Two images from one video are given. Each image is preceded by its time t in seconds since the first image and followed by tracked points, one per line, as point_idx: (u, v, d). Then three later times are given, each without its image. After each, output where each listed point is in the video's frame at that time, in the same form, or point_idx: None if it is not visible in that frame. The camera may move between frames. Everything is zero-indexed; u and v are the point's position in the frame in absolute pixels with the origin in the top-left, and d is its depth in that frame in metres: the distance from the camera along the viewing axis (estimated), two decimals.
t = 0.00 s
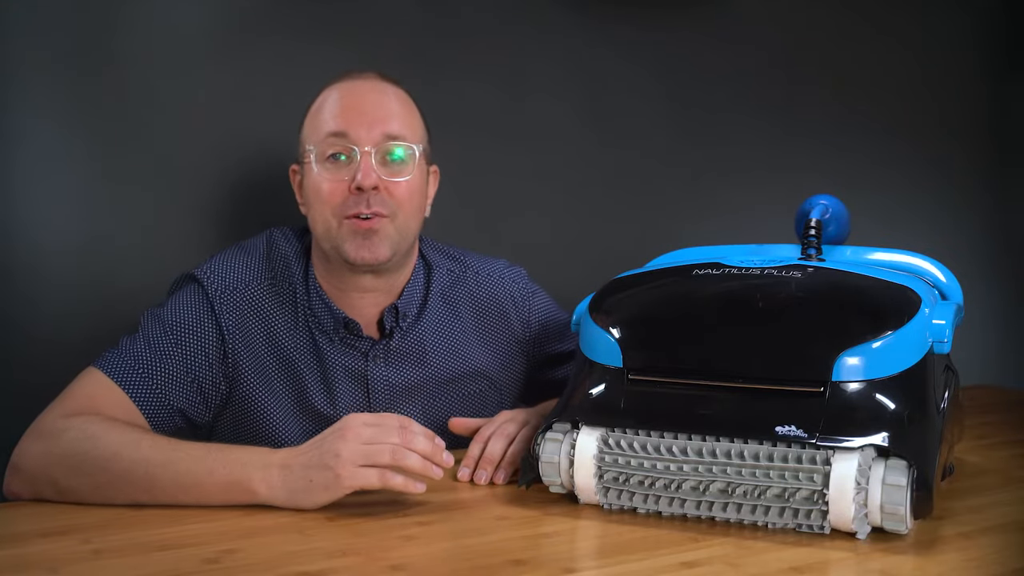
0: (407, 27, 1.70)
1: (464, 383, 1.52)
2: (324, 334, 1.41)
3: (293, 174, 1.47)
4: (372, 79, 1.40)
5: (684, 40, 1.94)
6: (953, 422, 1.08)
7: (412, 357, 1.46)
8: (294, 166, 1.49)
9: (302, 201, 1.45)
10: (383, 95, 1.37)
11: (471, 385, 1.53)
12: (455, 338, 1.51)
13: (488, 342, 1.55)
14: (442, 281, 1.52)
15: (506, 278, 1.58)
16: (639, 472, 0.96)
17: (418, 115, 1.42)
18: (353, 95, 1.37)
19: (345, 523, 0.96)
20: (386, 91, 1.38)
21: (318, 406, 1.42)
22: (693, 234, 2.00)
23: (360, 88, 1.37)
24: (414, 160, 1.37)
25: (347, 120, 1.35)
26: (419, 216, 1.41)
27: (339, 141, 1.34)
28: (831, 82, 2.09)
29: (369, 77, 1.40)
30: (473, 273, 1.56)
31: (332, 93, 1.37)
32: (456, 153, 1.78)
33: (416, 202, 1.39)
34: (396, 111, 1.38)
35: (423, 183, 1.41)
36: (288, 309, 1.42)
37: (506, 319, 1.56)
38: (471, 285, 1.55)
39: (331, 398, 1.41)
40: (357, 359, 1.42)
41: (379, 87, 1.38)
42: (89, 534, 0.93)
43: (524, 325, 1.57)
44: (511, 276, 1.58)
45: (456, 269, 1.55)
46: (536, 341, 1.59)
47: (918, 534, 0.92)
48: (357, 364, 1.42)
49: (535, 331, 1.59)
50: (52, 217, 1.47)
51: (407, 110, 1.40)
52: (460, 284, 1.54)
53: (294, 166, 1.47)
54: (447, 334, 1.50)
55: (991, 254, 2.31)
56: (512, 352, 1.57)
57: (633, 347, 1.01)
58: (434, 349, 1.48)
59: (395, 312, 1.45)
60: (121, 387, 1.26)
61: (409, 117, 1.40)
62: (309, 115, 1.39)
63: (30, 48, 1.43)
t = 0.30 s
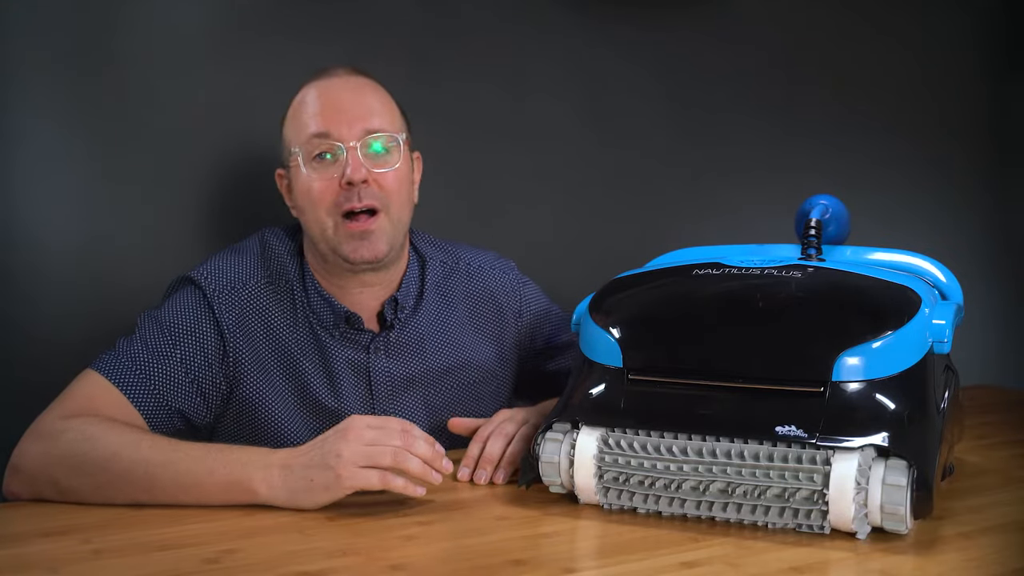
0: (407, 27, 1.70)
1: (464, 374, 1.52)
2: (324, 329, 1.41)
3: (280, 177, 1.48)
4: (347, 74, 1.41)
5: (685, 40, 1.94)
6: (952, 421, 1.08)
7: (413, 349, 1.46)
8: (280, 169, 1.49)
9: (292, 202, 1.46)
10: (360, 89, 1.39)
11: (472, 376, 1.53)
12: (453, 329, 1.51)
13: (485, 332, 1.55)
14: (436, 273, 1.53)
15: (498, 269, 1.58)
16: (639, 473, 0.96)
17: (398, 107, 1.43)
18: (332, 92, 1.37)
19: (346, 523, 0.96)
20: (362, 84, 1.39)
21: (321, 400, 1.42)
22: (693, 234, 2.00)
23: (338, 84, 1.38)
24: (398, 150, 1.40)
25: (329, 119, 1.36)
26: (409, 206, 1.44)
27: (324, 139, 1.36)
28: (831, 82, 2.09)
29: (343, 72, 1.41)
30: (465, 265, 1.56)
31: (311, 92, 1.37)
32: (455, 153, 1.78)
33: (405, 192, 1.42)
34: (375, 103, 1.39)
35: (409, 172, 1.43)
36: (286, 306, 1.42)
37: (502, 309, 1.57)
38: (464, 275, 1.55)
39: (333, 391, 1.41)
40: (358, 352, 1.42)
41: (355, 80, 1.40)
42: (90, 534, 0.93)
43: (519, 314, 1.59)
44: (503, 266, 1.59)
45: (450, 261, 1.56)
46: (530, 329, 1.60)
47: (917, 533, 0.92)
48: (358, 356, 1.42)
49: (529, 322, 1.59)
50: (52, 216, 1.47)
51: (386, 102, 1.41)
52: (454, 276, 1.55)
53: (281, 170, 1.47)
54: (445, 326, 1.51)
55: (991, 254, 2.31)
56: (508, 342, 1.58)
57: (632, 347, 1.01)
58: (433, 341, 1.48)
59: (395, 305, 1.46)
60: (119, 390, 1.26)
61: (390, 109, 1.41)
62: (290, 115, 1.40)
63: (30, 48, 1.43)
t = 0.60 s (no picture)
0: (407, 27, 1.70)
1: (464, 364, 1.54)
2: (328, 319, 1.42)
3: (277, 175, 1.48)
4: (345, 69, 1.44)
5: (685, 39, 1.94)
6: (953, 421, 1.08)
7: (414, 337, 1.47)
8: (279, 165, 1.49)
9: (296, 198, 1.46)
10: (361, 81, 1.41)
11: (471, 366, 1.55)
12: (452, 319, 1.53)
13: (482, 323, 1.57)
14: (433, 265, 1.53)
15: (490, 261, 1.60)
16: (640, 473, 0.96)
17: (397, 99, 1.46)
18: (334, 83, 1.40)
19: (346, 523, 0.96)
20: (363, 77, 1.42)
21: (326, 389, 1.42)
22: (693, 234, 2.00)
23: (340, 77, 1.41)
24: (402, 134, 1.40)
25: (333, 108, 1.38)
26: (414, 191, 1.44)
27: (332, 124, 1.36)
28: (831, 81, 2.09)
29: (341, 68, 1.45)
30: (459, 256, 1.57)
31: (313, 85, 1.40)
32: (456, 153, 1.78)
33: (409, 176, 1.42)
34: (375, 94, 1.41)
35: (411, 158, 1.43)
36: (286, 300, 1.43)
37: (499, 300, 1.59)
38: (461, 267, 1.56)
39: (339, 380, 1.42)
40: (362, 340, 1.43)
41: (355, 74, 1.42)
42: (90, 533, 0.93)
43: (514, 307, 1.60)
44: (494, 258, 1.61)
45: (450, 251, 1.57)
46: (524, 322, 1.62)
47: (917, 533, 0.92)
48: (362, 344, 1.44)
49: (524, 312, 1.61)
50: (52, 216, 1.47)
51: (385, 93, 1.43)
52: (451, 267, 1.56)
53: (279, 166, 1.46)
54: (444, 316, 1.52)
55: (991, 254, 2.31)
56: (504, 333, 1.60)
57: (633, 347, 1.01)
58: (434, 330, 1.50)
59: (398, 292, 1.47)
60: (120, 391, 1.25)
61: (387, 99, 1.43)
62: (292, 110, 1.43)
63: (30, 47, 1.43)
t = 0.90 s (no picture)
0: (407, 27, 1.70)
1: (465, 363, 1.53)
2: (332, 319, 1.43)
3: (282, 174, 1.47)
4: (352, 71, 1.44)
5: (685, 40, 1.94)
6: (953, 421, 1.08)
7: (417, 337, 1.47)
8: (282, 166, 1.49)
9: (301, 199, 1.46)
10: (370, 83, 1.42)
11: (472, 366, 1.54)
12: (453, 319, 1.53)
13: (482, 323, 1.57)
14: (432, 264, 1.53)
15: (488, 260, 1.61)
16: (640, 473, 0.96)
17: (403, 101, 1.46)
18: (342, 83, 1.40)
19: (346, 523, 0.96)
20: (371, 79, 1.42)
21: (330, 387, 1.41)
22: (693, 234, 2.00)
23: (347, 77, 1.41)
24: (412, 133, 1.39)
25: (342, 108, 1.38)
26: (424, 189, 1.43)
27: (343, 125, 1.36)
28: (831, 81, 2.09)
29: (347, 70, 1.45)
30: (459, 256, 1.58)
31: (321, 86, 1.40)
32: (456, 153, 1.78)
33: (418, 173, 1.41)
34: (383, 95, 1.41)
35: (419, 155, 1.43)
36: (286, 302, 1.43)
37: (498, 299, 1.59)
38: (460, 266, 1.57)
39: (343, 379, 1.41)
40: (366, 340, 1.42)
41: (363, 75, 1.42)
42: (90, 533, 0.93)
43: (514, 305, 1.61)
44: (492, 256, 1.62)
45: (447, 250, 1.58)
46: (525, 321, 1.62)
47: (917, 533, 0.92)
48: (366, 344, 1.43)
49: (524, 311, 1.61)
50: (52, 216, 1.48)
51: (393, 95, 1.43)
52: (450, 266, 1.56)
53: (283, 167, 1.46)
54: (444, 315, 1.52)
55: (991, 254, 2.31)
56: (503, 332, 1.60)
57: (633, 347, 1.01)
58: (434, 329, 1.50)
59: (401, 292, 1.48)
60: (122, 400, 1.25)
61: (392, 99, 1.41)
62: (299, 110, 1.42)
63: (30, 47, 1.43)
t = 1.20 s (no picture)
0: (407, 27, 1.70)
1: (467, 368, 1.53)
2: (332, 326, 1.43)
3: (279, 183, 1.45)
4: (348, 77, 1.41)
5: (684, 40, 1.94)
6: (953, 420, 1.08)
7: (418, 342, 1.47)
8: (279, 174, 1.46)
9: (300, 209, 1.44)
10: (368, 91, 1.38)
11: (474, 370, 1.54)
12: (454, 322, 1.53)
13: (484, 325, 1.56)
14: (433, 268, 1.53)
15: (491, 262, 1.60)
16: (640, 473, 0.96)
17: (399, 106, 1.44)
18: (341, 95, 1.37)
19: (346, 522, 0.96)
20: (368, 86, 1.39)
21: (330, 393, 1.42)
22: (693, 234, 2.00)
23: (345, 88, 1.37)
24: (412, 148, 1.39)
25: (343, 124, 1.36)
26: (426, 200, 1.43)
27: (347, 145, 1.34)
28: (831, 81, 2.09)
29: (342, 75, 1.41)
30: (460, 258, 1.57)
31: (319, 99, 1.37)
32: (456, 154, 1.78)
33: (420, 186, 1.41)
34: (381, 105, 1.39)
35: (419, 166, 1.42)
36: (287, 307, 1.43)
37: (498, 301, 1.59)
38: (461, 269, 1.56)
39: (344, 386, 1.42)
40: (367, 347, 1.43)
41: (360, 83, 1.39)
42: (90, 534, 0.93)
43: (515, 307, 1.60)
44: (495, 257, 1.62)
45: (448, 253, 1.57)
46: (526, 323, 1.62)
47: (917, 533, 0.92)
48: (367, 351, 1.43)
49: (526, 313, 1.61)
50: (52, 216, 1.48)
51: (390, 102, 1.41)
52: (452, 269, 1.56)
53: (281, 176, 1.44)
54: (446, 320, 1.52)
55: (991, 254, 2.32)
56: (505, 334, 1.60)
57: (632, 347, 1.01)
58: (436, 335, 1.50)
59: (402, 298, 1.46)
60: (123, 399, 1.25)
61: (392, 110, 1.40)
62: (296, 121, 1.39)
63: (30, 47, 1.43)
